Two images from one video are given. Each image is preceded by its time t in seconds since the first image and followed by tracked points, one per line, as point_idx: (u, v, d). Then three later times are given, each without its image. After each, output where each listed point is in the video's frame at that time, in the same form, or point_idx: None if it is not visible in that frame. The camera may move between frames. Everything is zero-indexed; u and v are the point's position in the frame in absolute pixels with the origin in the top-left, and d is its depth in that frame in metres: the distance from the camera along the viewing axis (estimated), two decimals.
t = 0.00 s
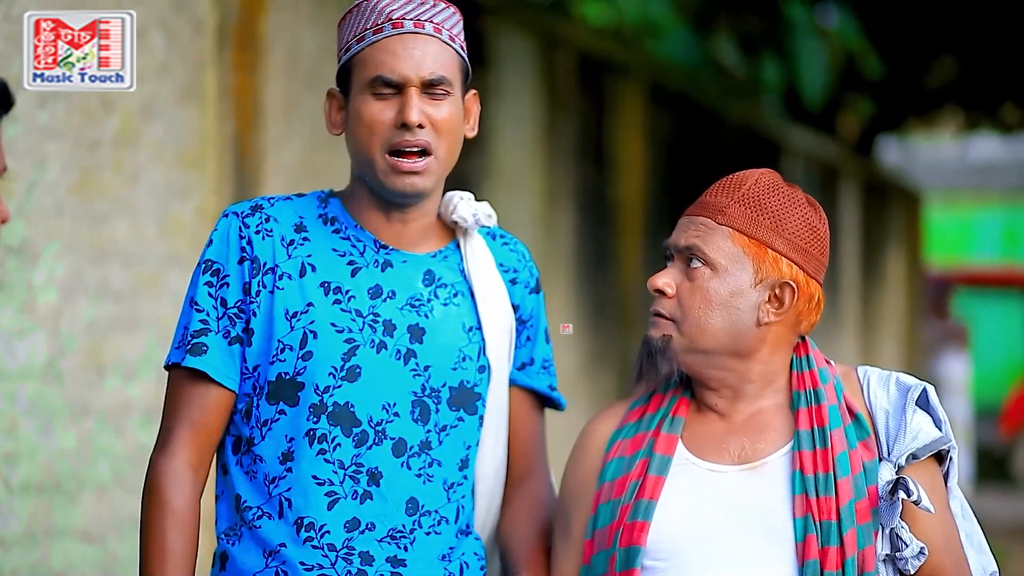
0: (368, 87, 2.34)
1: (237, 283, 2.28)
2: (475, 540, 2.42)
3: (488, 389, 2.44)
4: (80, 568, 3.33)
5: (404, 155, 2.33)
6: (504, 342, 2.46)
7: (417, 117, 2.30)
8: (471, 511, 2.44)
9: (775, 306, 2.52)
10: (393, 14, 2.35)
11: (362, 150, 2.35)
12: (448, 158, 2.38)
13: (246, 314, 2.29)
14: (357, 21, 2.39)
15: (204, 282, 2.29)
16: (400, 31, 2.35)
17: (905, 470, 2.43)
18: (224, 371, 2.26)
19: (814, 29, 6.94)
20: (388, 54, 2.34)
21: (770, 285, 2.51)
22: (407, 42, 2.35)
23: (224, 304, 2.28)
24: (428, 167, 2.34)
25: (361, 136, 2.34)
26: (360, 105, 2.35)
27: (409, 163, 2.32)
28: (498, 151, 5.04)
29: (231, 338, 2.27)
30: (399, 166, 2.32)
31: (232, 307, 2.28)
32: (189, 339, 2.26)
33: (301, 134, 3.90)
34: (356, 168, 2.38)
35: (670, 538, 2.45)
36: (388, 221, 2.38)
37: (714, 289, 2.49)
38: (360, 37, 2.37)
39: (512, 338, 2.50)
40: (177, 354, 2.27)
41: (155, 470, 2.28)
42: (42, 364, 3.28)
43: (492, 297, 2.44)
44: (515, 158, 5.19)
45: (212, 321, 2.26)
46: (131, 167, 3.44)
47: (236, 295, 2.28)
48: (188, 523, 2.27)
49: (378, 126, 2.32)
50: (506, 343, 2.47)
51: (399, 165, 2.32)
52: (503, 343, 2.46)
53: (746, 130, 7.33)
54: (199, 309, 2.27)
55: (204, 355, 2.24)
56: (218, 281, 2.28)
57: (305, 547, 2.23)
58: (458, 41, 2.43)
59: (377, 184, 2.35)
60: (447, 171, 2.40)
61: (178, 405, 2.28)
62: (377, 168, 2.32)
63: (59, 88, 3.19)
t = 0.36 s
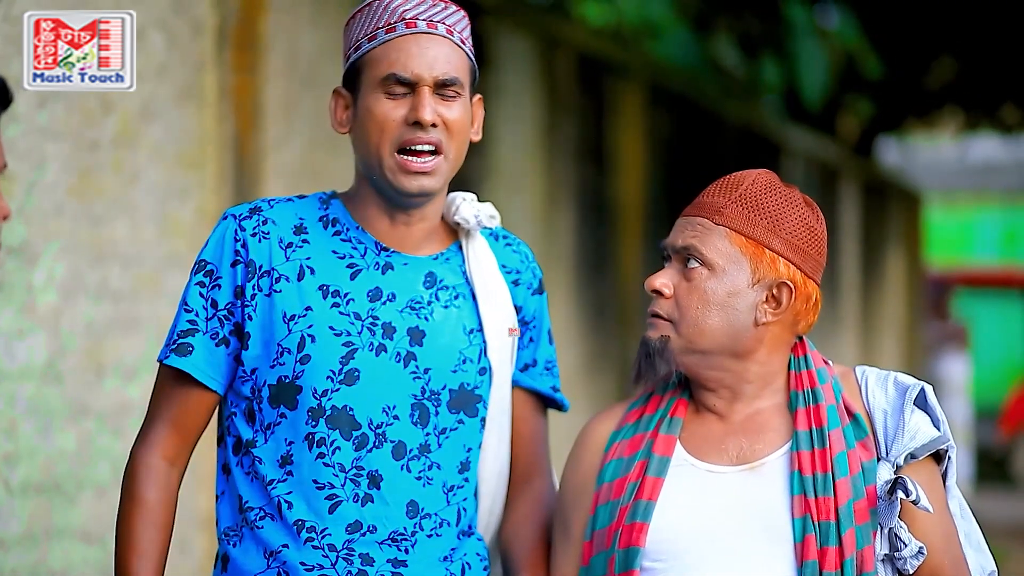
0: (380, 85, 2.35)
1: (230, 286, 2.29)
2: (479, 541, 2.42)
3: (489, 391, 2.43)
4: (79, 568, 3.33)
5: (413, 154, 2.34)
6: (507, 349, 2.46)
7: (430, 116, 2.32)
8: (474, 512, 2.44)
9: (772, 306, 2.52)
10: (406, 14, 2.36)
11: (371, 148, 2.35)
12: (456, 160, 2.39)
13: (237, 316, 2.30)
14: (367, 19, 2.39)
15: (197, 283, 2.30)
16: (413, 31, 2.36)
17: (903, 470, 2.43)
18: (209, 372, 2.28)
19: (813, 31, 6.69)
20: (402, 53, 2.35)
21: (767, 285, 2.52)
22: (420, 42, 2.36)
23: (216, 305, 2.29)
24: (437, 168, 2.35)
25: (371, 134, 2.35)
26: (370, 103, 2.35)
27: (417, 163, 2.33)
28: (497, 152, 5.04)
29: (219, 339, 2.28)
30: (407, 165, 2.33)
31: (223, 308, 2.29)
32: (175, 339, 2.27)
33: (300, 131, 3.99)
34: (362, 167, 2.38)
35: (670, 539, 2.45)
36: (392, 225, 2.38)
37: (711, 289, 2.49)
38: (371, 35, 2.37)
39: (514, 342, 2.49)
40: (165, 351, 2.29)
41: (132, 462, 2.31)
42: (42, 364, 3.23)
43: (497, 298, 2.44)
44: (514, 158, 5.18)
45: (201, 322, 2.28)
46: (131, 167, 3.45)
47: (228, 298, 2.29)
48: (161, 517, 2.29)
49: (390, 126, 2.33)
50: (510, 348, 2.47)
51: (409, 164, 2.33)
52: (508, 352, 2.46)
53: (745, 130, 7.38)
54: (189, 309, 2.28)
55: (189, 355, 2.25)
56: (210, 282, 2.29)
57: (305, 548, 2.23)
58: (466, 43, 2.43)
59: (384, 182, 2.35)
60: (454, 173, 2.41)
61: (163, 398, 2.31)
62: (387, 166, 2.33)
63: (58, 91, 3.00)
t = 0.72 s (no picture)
0: (389, 88, 2.34)
1: (225, 283, 2.28)
2: (471, 542, 2.42)
3: (482, 392, 2.43)
4: (80, 569, 3.34)
5: (416, 159, 2.33)
6: (500, 342, 2.45)
7: (439, 126, 2.32)
8: (467, 513, 2.44)
9: (770, 306, 2.53)
10: (421, 18, 2.36)
11: (374, 149, 2.34)
12: (458, 168, 2.40)
13: (233, 314, 2.28)
14: (378, 19, 2.38)
15: (192, 280, 2.28)
16: (427, 37, 2.35)
17: (901, 468, 2.43)
18: (207, 372, 2.26)
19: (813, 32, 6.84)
20: (414, 58, 2.34)
21: (765, 285, 2.52)
22: (433, 48, 2.35)
23: (211, 303, 2.27)
24: (440, 176, 2.35)
25: (375, 137, 2.34)
26: (377, 104, 2.35)
27: (420, 167, 2.33)
28: (497, 152, 5.04)
29: (215, 338, 2.26)
30: (411, 169, 2.32)
31: (219, 307, 2.27)
32: (172, 337, 2.25)
33: (299, 132, 3.99)
34: (361, 164, 2.38)
35: (667, 537, 2.45)
36: (387, 225, 2.38)
37: (710, 288, 2.49)
38: (383, 36, 2.36)
39: (508, 338, 2.50)
40: (161, 351, 2.27)
41: (130, 460, 2.28)
42: (42, 364, 3.23)
43: (489, 297, 2.44)
44: (514, 159, 5.18)
45: (197, 320, 2.25)
46: (131, 168, 3.45)
47: (222, 296, 2.27)
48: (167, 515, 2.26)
49: (397, 130, 2.33)
50: (502, 338, 2.46)
51: (413, 168, 2.33)
52: (498, 340, 2.45)
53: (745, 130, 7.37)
54: (184, 308, 2.26)
55: (185, 354, 2.23)
56: (205, 280, 2.27)
57: (294, 549, 2.22)
58: (475, 51, 2.44)
59: (384, 185, 2.34)
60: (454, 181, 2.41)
61: (158, 397, 2.28)
62: (391, 170, 2.33)
63: (58, 91, 3.00)
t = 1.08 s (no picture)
0: (391, 83, 2.33)
1: (207, 285, 2.25)
2: (452, 542, 2.43)
3: (461, 389, 2.45)
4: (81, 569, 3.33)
5: (415, 156, 2.33)
6: (479, 336, 2.47)
7: (442, 126, 2.33)
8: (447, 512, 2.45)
9: (768, 305, 2.53)
10: (426, 16, 2.36)
11: (372, 142, 2.32)
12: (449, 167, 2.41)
13: (217, 316, 2.25)
14: (378, 12, 2.36)
15: (174, 283, 2.24)
16: (431, 35, 2.36)
17: (897, 467, 2.44)
18: (194, 375, 2.23)
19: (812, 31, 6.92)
20: (418, 54, 2.34)
21: (762, 285, 2.52)
22: (436, 47, 2.36)
23: (194, 307, 2.24)
24: (435, 175, 2.36)
25: (375, 130, 2.32)
26: (379, 98, 2.33)
27: (420, 163, 2.33)
28: (497, 152, 5.04)
29: (202, 341, 2.24)
30: (411, 165, 2.32)
31: (203, 309, 2.24)
32: (156, 343, 2.22)
33: (299, 133, 4.00)
34: (348, 155, 2.35)
35: (661, 536, 2.45)
36: (365, 214, 2.36)
37: (708, 288, 2.49)
38: (386, 29, 2.35)
39: (485, 334, 2.51)
40: (147, 356, 2.23)
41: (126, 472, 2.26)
42: (42, 363, 3.24)
43: (467, 294, 2.45)
44: (514, 158, 5.19)
45: (181, 324, 2.23)
46: (130, 168, 3.45)
47: (206, 298, 2.24)
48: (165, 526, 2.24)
49: (398, 126, 2.32)
50: (481, 340, 2.49)
51: (412, 163, 2.32)
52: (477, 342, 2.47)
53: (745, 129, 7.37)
54: (167, 312, 2.22)
55: (172, 359, 2.20)
56: (187, 283, 2.24)
57: (276, 553, 2.21)
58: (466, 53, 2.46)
59: (378, 179, 2.33)
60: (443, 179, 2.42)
61: (148, 403, 2.25)
62: (391, 166, 2.32)
63: (58, 91, 3.01)
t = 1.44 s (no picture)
0: (377, 78, 2.34)
1: (190, 286, 2.24)
2: (439, 541, 2.45)
3: (446, 385, 2.46)
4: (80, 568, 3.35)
5: (400, 151, 2.33)
6: (465, 334, 2.49)
7: (428, 121, 2.33)
8: (433, 510, 2.47)
9: (760, 304, 2.54)
10: (412, 12, 2.38)
11: (357, 137, 2.32)
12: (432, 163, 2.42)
13: (200, 317, 2.25)
14: (363, 7, 2.37)
15: (156, 285, 2.24)
16: (416, 30, 2.37)
17: (888, 467, 2.45)
18: (178, 376, 2.23)
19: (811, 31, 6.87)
20: (404, 50, 2.35)
21: (754, 284, 2.53)
22: (421, 42, 2.37)
23: (177, 308, 2.24)
24: (419, 170, 2.37)
25: (360, 125, 2.32)
26: (364, 93, 2.33)
27: (404, 159, 2.33)
28: (496, 152, 5.05)
29: (186, 342, 2.23)
30: (396, 159, 2.33)
31: (187, 310, 2.24)
32: (140, 346, 2.22)
33: (298, 134, 4.01)
34: (333, 152, 2.35)
35: (652, 538, 2.46)
36: (347, 212, 2.36)
37: (700, 288, 2.50)
38: (371, 24, 2.36)
39: (471, 330, 2.52)
40: (130, 359, 2.23)
41: (114, 477, 2.25)
42: (41, 363, 3.26)
43: (451, 292, 2.47)
44: (514, 158, 5.19)
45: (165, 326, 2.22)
46: (130, 168, 3.45)
47: (189, 299, 2.24)
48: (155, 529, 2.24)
49: (384, 121, 2.32)
50: (467, 336, 2.50)
51: (398, 158, 2.33)
52: (463, 338, 2.48)
53: (745, 129, 7.38)
54: (150, 315, 2.22)
55: (155, 362, 2.20)
56: (169, 284, 2.24)
57: (263, 554, 2.22)
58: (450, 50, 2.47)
59: (362, 173, 2.33)
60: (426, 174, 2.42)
61: (134, 405, 2.24)
62: (376, 161, 2.32)
63: (59, 91, 3.02)
